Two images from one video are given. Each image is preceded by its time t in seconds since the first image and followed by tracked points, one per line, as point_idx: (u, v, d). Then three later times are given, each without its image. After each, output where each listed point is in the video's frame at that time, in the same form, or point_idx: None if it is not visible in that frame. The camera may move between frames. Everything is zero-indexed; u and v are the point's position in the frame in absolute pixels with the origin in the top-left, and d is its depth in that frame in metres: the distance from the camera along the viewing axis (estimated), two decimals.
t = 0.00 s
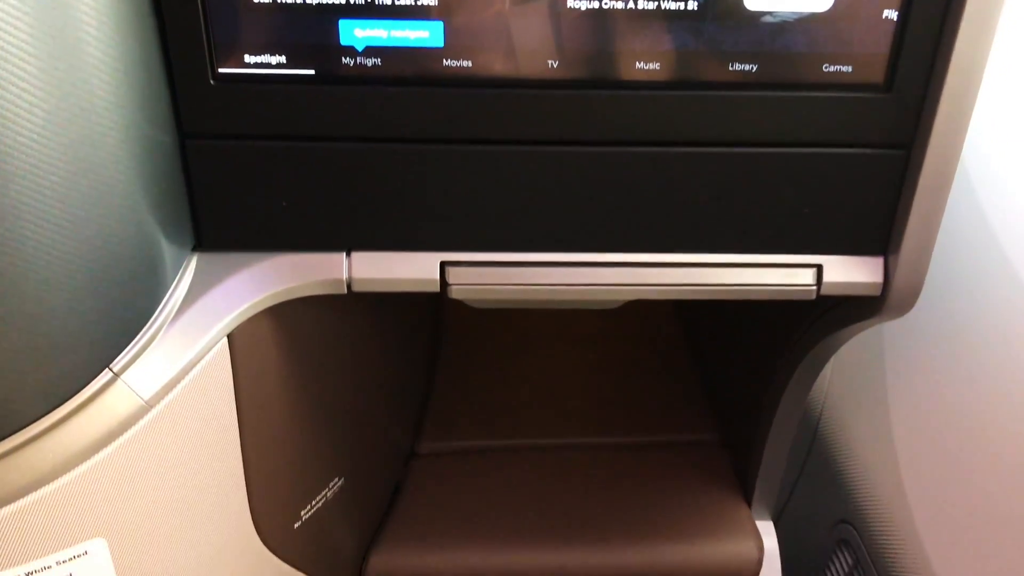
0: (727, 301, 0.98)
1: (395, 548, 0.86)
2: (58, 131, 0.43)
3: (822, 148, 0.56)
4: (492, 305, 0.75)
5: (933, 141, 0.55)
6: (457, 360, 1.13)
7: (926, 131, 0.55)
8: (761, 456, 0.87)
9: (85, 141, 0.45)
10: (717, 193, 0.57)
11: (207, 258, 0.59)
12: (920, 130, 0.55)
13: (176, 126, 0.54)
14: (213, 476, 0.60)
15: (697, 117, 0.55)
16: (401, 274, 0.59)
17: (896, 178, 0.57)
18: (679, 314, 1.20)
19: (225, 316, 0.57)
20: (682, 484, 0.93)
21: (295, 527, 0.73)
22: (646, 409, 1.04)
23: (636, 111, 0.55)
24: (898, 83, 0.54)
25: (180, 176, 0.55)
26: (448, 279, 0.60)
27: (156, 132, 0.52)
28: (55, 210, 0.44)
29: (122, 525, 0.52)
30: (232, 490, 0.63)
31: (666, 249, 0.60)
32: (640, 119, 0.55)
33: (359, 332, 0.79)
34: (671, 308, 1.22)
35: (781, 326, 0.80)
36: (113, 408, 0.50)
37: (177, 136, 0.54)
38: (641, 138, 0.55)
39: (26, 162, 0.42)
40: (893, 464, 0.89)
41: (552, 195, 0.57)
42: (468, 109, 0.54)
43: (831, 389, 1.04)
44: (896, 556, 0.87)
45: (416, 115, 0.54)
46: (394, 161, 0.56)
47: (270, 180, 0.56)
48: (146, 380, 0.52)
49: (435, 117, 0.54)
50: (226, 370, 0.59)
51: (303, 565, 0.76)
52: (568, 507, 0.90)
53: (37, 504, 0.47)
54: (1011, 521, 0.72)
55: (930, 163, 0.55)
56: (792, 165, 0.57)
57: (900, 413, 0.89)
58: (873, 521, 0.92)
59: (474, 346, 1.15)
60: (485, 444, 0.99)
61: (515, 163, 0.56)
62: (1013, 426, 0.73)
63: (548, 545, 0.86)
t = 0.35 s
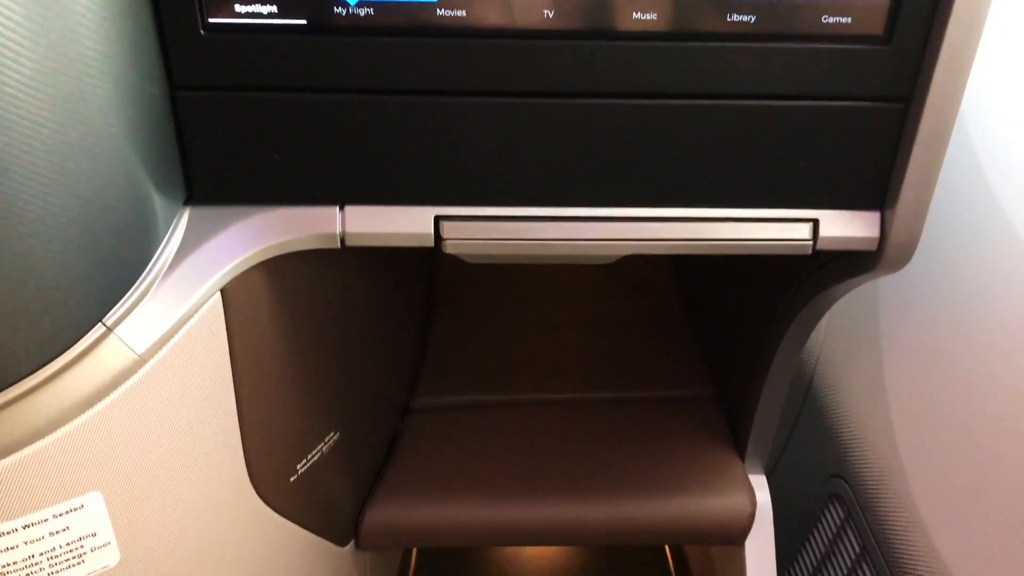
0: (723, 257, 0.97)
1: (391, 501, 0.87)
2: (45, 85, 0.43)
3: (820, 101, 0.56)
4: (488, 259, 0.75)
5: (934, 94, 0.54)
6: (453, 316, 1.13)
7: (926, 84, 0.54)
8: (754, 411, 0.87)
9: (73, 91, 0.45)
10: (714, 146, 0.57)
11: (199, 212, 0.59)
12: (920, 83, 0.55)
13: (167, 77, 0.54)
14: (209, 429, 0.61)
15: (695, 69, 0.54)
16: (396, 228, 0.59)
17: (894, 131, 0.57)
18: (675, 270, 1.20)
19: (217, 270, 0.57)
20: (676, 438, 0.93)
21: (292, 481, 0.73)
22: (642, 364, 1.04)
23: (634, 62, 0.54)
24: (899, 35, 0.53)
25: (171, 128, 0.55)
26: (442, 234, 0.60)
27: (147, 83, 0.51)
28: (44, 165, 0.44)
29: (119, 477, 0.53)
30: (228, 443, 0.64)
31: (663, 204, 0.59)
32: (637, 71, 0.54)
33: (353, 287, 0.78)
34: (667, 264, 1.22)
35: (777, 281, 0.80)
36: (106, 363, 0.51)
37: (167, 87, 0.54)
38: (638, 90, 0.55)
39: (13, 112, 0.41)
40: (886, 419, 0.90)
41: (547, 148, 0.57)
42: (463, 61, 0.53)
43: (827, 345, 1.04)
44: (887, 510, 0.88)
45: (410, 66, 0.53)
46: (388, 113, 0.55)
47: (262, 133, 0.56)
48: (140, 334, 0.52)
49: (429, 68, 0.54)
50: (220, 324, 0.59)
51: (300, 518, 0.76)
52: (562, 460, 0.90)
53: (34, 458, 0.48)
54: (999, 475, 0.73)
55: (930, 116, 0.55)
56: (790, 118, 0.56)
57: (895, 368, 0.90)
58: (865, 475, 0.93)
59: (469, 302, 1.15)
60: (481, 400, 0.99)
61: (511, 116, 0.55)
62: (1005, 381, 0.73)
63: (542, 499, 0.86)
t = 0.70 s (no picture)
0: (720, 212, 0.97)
1: (387, 456, 0.87)
2: (33, 31, 0.42)
3: (822, 52, 0.55)
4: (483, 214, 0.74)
5: (936, 47, 0.54)
6: (447, 272, 1.12)
7: (929, 36, 0.54)
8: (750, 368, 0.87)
9: (60, 38, 0.44)
10: (714, 99, 0.56)
11: (191, 165, 0.58)
12: (923, 35, 0.54)
13: (157, 26, 0.53)
14: (204, 385, 0.61)
15: (695, 19, 0.53)
16: (390, 181, 0.58)
17: (895, 84, 0.56)
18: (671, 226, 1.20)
19: (209, 226, 0.57)
20: (671, 393, 0.93)
21: (288, 436, 0.73)
22: (637, 320, 1.04)
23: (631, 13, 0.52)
24: None
25: (161, 79, 0.54)
26: (438, 188, 0.59)
27: (135, 32, 0.50)
28: (33, 118, 0.43)
29: (114, 432, 0.53)
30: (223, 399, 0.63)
31: (661, 158, 0.59)
32: (636, 22, 0.53)
33: (347, 242, 0.78)
34: (663, 219, 1.21)
35: (775, 237, 0.80)
36: (99, 319, 0.50)
37: (157, 37, 0.53)
38: (637, 41, 0.54)
39: None
40: (881, 374, 0.90)
41: (544, 102, 0.56)
42: (459, 11, 0.52)
43: (823, 301, 1.04)
44: (881, 465, 0.89)
45: (404, 16, 0.52)
46: (383, 65, 0.54)
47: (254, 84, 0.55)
48: (132, 289, 0.52)
49: (424, 19, 0.52)
50: (214, 279, 0.59)
51: (296, 472, 0.77)
52: (558, 415, 0.91)
53: (27, 416, 0.48)
54: (993, 429, 0.73)
55: (932, 69, 0.54)
56: (791, 71, 0.55)
57: (891, 324, 0.90)
58: (859, 430, 0.93)
59: (463, 258, 1.15)
60: (477, 356, 0.99)
61: (508, 68, 0.54)
62: (1001, 336, 0.73)
63: (538, 454, 0.87)
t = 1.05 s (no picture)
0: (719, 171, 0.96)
1: (383, 416, 0.87)
2: None
3: (825, 7, 0.54)
4: (480, 171, 0.73)
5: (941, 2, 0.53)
6: (442, 231, 1.12)
7: None
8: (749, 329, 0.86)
9: None
10: (715, 55, 0.55)
11: (182, 120, 0.57)
12: None
13: None
14: (199, 342, 0.60)
15: None
16: (386, 137, 0.57)
17: (898, 40, 0.55)
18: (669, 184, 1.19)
19: (203, 182, 0.56)
20: (668, 353, 0.93)
21: (283, 395, 0.73)
22: (635, 280, 1.03)
23: None
24: None
25: (151, 31, 0.53)
26: (434, 143, 0.58)
27: None
28: (15, 69, 0.42)
29: (106, 391, 0.54)
30: (217, 357, 0.63)
31: (660, 114, 0.58)
32: None
33: (341, 200, 0.77)
34: (661, 178, 1.20)
35: (774, 195, 0.79)
36: (92, 274, 0.50)
37: None
38: None
39: None
40: (878, 334, 0.90)
41: (542, 57, 0.55)
42: None
43: (821, 260, 1.03)
44: (876, 424, 0.89)
45: None
46: (377, 19, 0.53)
47: (246, 37, 0.54)
48: (125, 246, 0.52)
49: None
50: (207, 236, 0.58)
51: (291, 431, 0.76)
52: (554, 375, 0.90)
53: (17, 375, 0.48)
54: (987, 390, 0.74)
55: (936, 25, 0.53)
56: (792, 26, 0.54)
57: (889, 283, 0.89)
58: (855, 390, 0.93)
59: (459, 216, 1.14)
60: (473, 315, 0.99)
61: (505, 22, 0.53)
62: (999, 297, 0.73)
63: (534, 414, 0.86)
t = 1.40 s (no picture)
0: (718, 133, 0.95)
1: (380, 379, 0.87)
2: None
3: None
4: (478, 131, 0.73)
5: None
6: (440, 194, 1.11)
7: None
8: (747, 293, 0.86)
9: None
10: (716, 15, 0.54)
11: (177, 77, 0.56)
12: None
13: None
14: (195, 302, 0.60)
15: None
16: (383, 97, 0.57)
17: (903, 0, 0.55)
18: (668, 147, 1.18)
19: (198, 141, 0.55)
20: (666, 316, 0.93)
21: (281, 358, 0.73)
22: (633, 243, 1.03)
23: None
24: None
25: None
26: (431, 104, 0.57)
27: None
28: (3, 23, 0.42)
29: (102, 352, 0.54)
30: (213, 319, 0.63)
31: (660, 75, 0.57)
32: None
33: (337, 161, 0.76)
34: (660, 141, 1.19)
35: (774, 158, 0.79)
36: (85, 236, 0.50)
37: None
38: None
39: None
40: (877, 297, 0.90)
41: (541, 16, 0.54)
42: None
43: (820, 224, 1.03)
44: (873, 388, 0.89)
45: None
46: None
47: None
48: (119, 207, 0.52)
49: None
50: (202, 196, 0.57)
51: (289, 393, 0.76)
52: (551, 338, 0.90)
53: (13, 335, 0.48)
54: (984, 354, 0.74)
55: None
56: None
57: (888, 247, 0.89)
58: (853, 354, 0.93)
59: (456, 179, 1.13)
60: (471, 279, 0.99)
61: None
62: (999, 260, 0.73)
63: (532, 377, 0.86)
